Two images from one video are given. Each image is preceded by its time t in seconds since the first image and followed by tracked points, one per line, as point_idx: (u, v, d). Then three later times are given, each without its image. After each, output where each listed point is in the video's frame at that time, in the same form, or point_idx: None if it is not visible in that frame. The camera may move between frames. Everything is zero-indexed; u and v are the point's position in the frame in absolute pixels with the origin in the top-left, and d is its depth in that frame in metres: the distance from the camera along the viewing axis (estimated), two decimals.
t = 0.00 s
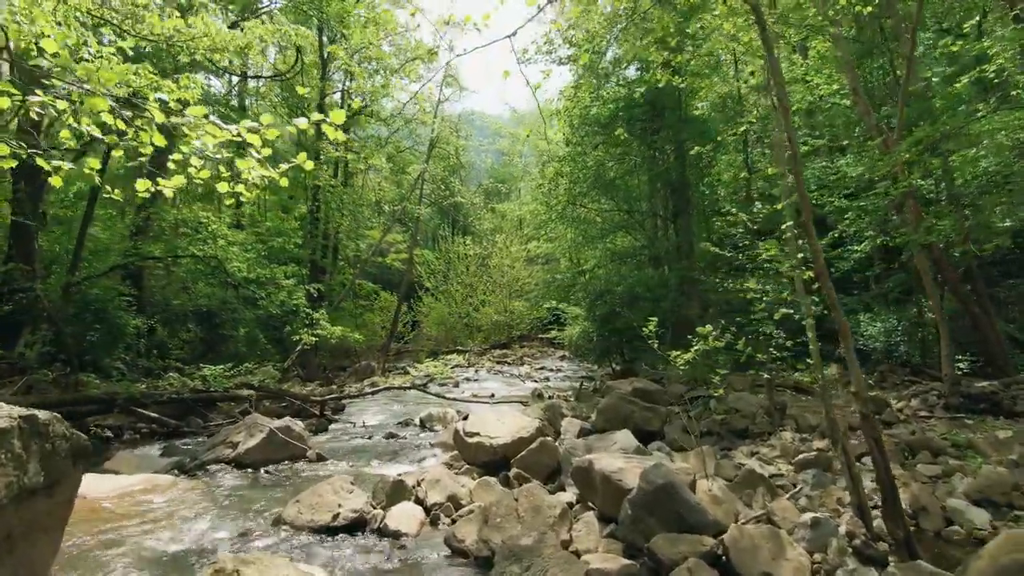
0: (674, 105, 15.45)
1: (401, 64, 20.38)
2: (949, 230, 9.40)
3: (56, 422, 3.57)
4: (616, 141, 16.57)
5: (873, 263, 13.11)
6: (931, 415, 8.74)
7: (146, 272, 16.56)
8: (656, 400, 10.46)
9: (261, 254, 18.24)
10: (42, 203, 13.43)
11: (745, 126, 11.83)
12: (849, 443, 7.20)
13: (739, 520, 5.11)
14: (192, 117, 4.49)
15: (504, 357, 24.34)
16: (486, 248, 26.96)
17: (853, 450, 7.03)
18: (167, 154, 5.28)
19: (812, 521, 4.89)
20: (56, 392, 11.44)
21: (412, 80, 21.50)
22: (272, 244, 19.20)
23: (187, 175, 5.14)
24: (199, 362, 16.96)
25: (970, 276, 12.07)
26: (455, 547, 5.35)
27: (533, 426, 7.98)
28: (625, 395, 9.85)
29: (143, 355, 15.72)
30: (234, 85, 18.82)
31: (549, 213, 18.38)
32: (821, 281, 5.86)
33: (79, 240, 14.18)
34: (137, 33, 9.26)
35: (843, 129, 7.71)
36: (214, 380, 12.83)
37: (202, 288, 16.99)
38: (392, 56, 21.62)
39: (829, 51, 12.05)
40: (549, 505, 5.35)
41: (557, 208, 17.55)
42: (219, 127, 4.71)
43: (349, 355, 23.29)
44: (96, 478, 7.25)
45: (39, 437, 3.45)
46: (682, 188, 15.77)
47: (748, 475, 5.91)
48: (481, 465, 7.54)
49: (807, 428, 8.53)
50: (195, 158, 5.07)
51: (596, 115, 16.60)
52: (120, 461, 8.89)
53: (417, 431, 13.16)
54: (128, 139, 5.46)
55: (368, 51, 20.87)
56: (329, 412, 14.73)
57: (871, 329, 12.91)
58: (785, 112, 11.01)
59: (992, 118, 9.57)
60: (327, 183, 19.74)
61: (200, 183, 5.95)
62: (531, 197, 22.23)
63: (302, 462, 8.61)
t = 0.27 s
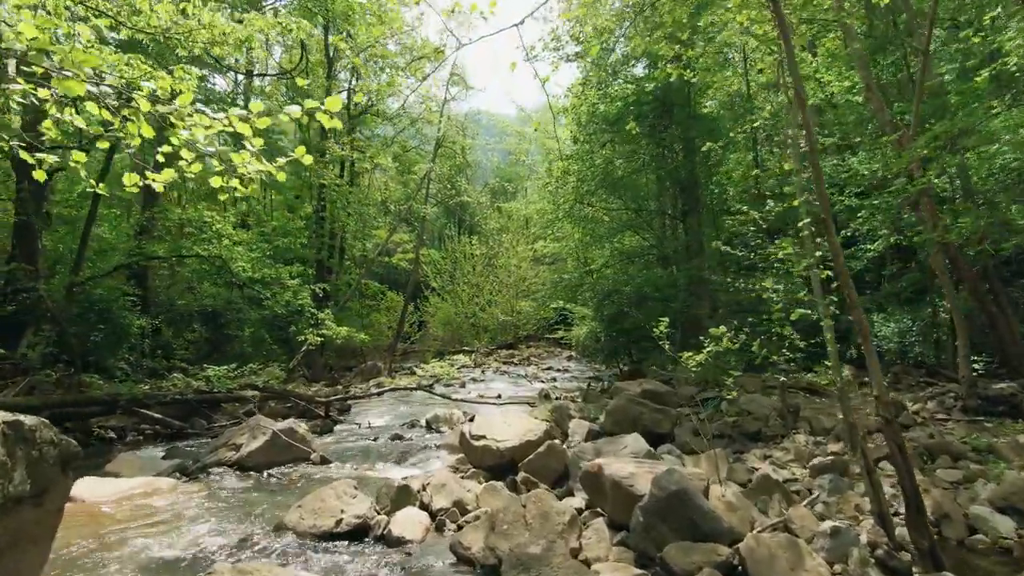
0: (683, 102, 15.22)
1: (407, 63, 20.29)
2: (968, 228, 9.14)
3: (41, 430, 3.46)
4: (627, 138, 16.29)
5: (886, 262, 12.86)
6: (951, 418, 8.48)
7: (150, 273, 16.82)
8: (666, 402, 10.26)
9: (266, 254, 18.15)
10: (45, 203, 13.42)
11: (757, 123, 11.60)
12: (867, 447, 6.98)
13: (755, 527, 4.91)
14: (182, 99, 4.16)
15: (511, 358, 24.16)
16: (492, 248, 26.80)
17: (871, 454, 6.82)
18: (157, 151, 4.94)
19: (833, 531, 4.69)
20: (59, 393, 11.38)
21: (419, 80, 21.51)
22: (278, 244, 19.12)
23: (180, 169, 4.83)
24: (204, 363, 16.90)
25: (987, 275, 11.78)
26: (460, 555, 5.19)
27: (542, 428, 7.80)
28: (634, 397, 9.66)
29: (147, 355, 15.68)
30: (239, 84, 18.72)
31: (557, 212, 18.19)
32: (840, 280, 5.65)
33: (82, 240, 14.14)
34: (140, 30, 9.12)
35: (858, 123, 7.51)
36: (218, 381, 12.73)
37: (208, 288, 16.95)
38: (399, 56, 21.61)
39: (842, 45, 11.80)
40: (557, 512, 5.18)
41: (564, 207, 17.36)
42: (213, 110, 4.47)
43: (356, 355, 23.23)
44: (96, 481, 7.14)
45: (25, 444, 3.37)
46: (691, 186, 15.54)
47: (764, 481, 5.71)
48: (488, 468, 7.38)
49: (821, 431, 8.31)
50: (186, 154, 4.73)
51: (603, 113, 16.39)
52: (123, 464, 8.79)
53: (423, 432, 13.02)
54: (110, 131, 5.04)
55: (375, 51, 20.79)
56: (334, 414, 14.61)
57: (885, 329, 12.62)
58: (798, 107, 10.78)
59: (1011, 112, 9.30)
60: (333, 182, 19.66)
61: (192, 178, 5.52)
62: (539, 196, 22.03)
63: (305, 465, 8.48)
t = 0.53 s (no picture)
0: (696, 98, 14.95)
1: (417, 62, 20.16)
2: (993, 225, 8.83)
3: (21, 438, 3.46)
4: (638, 135, 16.02)
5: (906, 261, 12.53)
6: (976, 422, 8.18)
7: (159, 273, 16.77)
8: (679, 404, 10.03)
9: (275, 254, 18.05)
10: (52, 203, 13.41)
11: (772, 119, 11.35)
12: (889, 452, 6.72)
13: (776, 538, 4.69)
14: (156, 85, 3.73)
15: (521, 358, 23.94)
16: (502, 248, 26.63)
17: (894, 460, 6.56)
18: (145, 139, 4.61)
19: (859, 542, 4.46)
20: (66, 393, 11.34)
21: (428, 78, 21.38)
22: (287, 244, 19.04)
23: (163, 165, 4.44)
24: (214, 363, 16.85)
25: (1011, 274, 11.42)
26: (467, 563, 5.02)
27: (552, 432, 7.60)
28: (647, 399, 9.43)
29: (156, 355, 15.65)
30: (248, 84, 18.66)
31: (567, 210, 17.98)
32: (865, 279, 5.38)
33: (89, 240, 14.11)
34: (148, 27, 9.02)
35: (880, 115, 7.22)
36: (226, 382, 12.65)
37: (217, 288, 16.90)
38: (410, 55, 21.54)
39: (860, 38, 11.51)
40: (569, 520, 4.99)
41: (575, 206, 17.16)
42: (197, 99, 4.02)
43: (365, 356, 23.14)
44: (98, 484, 7.03)
45: (11, 452, 3.35)
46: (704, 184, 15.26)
47: (784, 488, 5.48)
48: (497, 472, 7.20)
49: (840, 435, 8.05)
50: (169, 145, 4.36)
51: (614, 110, 16.15)
52: (127, 466, 8.69)
53: (432, 434, 12.86)
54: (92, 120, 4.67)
55: (385, 50, 20.70)
56: (342, 415, 14.49)
57: (905, 330, 12.29)
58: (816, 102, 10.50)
59: None
60: (342, 181, 19.56)
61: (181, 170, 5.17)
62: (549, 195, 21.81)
63: (311, 468, 8.33)
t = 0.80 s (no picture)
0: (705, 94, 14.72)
1: (422, 60, 20.08)
2: (1011, 223, 8.58)
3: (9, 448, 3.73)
4: (645, 133, 15.80)
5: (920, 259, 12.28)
6: (995, 425, 7.93)
7: (164, 273, 16.75)
8: (688, 406, 9.84)
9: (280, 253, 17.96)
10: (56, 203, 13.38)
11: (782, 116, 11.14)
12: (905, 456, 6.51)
13: (791, 547, 4.51)
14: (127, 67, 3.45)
15: (528, 358, 23.77)
16: (509, 247, 26.47)
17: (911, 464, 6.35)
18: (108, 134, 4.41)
19: (878, 553, 4.27)
20: (70, 394, 11.31)
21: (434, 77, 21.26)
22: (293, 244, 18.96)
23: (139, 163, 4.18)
24: (219, 363, 16.79)
25: None
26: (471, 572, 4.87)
27: (559, 435, 7.44)
28: (654, 401, 9.27)
29: (161, 355, 15.62)
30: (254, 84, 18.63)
31: (574, 209, 17.81)
32: (883, 277, 5.20)
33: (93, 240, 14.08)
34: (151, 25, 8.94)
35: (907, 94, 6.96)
36: (230, 383, 12.58)
37: (222, 288, 16.85)
38: (416, 54, 21.48)
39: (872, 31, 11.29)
40: (575, 527, 4.83)
41: (581, 205, 16.99)
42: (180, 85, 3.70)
43: (372, 356, 23.06)
44: (97, 488, 6.96)
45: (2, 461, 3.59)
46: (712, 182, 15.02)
47: (799, 495, 5.29)
48: (503, 476, 7.05)
49: (854, 438, 7.83)
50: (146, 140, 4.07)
51: (622, 108, 15.98)
52: (129, 468, 8.62)
53: (438, 435, 12.73)
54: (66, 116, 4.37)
55: (390, 49, 20.63)
56: (347, 416, 14.39)
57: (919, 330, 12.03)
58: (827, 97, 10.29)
59: None
60: (348, 180, 19.48)
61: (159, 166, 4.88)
62: (556, 195, 21.64)
63: (314, 470, 8.22)
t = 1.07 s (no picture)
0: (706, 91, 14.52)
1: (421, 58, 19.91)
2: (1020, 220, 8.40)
3: None
4: (645, 131, 15.61)
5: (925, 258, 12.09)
6: (1005, 428, 7.74)
7: (159, 273, 16.58)
8: (690, 408, 9.66)
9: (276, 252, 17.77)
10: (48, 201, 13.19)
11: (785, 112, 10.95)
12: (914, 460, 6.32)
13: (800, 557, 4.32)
14: (81, 45, 3.24)
15: (528, 358, 23.56)
16: (509, 247, 26.26)
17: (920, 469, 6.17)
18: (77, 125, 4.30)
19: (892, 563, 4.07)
20: (60, 395, 11.13)
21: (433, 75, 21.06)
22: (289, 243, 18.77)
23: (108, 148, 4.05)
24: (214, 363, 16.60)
25: None
26: None
27: (558, 437, 7.25)
28: (655, 403, 9.08)
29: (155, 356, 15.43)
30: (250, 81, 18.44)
31: (574, 208, 17.62)
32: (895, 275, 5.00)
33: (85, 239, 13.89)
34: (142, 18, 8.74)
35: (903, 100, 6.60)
36: (224, 383, 12.39)
37: (218, 287, 16.66)
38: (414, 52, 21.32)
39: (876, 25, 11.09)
40: (575, 536, 4.66)
41: (581, 203, 16.80)
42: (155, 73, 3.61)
43: (370, 356, 22.86)
44: (84, 492, 6.80)
45: None
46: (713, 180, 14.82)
47: (807, 501, 5.10)
48: (501, 480, 6.86)
49: (861, 441, 7.65)
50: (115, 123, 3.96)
51: (622, 105, 15.79)
52: (119, 471, 8.46)
53: (436, 437, 12.53)
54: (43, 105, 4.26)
55: (389, 46, 20.46)
56: (344, 417, 14.20)
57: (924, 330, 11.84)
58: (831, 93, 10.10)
59: None
60: (346, 179, 19.29)
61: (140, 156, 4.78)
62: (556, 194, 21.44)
63: (308, 474, 8.05)
